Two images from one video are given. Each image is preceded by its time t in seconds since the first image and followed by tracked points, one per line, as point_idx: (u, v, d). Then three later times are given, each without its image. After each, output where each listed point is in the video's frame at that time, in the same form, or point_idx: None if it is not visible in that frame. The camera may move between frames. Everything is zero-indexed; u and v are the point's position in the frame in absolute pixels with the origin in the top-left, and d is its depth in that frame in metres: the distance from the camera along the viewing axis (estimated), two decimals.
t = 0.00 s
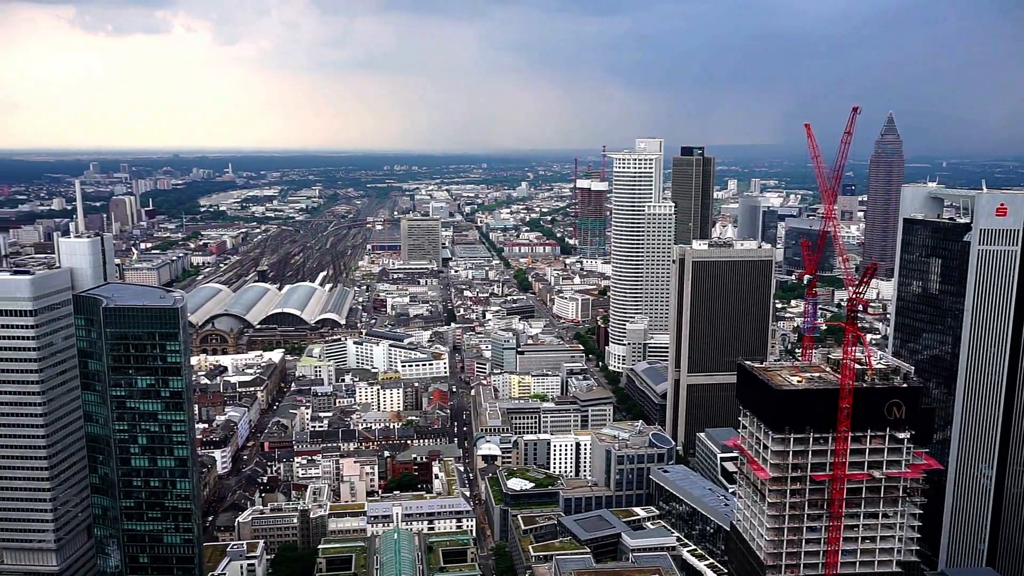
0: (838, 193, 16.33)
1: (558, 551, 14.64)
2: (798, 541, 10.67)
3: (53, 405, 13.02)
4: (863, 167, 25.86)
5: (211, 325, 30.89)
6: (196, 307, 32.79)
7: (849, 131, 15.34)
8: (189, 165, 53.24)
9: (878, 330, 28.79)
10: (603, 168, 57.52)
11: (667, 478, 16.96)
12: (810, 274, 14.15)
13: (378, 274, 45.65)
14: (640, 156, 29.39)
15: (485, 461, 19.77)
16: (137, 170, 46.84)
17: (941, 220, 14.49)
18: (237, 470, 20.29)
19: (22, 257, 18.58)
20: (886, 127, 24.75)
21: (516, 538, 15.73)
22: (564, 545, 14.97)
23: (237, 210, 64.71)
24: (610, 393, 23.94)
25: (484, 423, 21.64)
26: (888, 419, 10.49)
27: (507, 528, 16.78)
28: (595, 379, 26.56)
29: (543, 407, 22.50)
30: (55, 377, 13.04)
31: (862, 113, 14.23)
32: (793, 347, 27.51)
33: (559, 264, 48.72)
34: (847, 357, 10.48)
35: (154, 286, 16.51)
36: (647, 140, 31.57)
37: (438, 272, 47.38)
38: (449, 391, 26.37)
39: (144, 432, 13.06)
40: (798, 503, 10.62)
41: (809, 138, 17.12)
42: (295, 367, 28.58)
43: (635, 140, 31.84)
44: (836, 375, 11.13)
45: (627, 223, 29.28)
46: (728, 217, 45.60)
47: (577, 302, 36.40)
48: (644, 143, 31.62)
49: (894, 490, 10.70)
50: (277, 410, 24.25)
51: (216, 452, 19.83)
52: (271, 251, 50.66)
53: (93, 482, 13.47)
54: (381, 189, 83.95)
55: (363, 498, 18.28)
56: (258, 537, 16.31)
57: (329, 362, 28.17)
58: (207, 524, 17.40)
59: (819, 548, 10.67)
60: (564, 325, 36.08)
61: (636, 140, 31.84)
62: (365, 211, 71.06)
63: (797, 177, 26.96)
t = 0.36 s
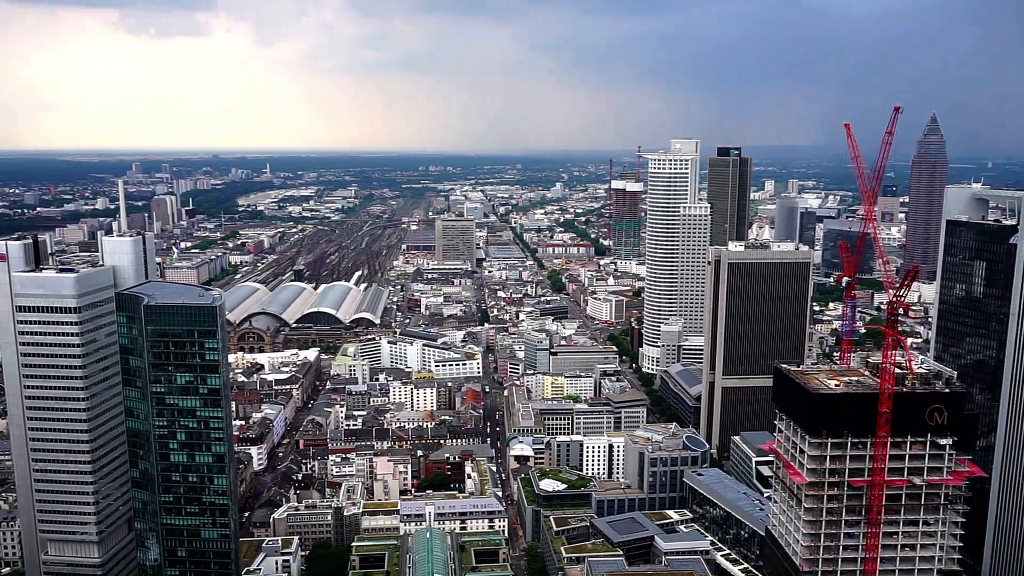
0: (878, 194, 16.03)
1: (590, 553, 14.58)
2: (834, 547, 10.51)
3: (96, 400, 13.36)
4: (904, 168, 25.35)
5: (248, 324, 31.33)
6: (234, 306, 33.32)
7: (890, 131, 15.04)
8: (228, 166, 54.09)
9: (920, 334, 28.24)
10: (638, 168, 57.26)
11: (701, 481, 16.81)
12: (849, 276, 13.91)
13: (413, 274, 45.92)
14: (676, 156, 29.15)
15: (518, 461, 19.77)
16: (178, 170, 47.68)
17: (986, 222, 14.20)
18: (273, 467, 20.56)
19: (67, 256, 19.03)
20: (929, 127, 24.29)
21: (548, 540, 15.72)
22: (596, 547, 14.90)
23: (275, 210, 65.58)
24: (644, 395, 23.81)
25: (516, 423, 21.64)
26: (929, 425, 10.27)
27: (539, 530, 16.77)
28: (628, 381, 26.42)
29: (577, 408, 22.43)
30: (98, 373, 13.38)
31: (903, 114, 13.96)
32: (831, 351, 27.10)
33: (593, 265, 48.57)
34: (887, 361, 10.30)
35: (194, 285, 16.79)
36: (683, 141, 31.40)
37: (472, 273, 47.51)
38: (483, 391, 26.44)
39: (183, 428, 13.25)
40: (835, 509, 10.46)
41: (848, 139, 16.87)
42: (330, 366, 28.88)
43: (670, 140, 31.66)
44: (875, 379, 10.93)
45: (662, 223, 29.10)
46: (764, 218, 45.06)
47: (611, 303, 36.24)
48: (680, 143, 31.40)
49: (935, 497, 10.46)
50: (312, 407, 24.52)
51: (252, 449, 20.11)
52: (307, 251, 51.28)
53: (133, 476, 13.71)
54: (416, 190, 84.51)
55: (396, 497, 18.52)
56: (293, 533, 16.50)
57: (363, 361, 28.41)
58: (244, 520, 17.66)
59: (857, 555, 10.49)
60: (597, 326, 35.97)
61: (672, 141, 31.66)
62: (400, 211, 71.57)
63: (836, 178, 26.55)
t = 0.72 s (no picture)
0: (904, 196, 15.80)
1: (610, 555, 14.52)
2: (857, 553, 10.38)
3: (121, 397, 13.53)
4: (930, 170, 24.96)
5: (271, 323, 31.58)
6: (257, 305, 33.61)
7: (917, 132, 14.83)
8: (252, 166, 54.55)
9: (946, 338, 27.85)
10: (660, 170, 57.03)
11: (721, 484, 16.69)
12: (873, 279, 13.75)
13: (434, 274, 46.06)
14: (699, 158, 29.56)
15: (538, 462, 19.75)
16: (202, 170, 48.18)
17: (1014, 225, 14.00)
18: (295, 465, 20.70)
19: (94, 255, 19.28)
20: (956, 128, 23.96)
21: (567, 541, 15.69)
22: (616, 549, 14.85)
23: (298, 210, 66.05)
24: (665, 397, 23.69)
25: (537, 424, 21.62)
26: (954, 431, 10.12)
27: (559, 531, 16.74)
28: (649, 382, 26.28)
29: (597, 410, 22.38)
30: (123, 370, 13.56)
31: (929, 113, 13.77)
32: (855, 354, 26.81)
33: (615, 267, 48.40)
34: (911, 366, 10.16)
35: (217, 283, 16.92)
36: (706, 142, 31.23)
37: (494, 273, 47.55)
38: (503, 392, 26.44)
39: (206, 425, 13.25)
40: (858, 514, 10.34)
41: (873, 139, 16.65)
42: (352, 365, 29.03)
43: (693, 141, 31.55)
44: (900, 383, 10.78)
45: (684, 224, 29.12)
46: (788, 220, 44.67)
47: (633, 305, 36.09)
48: (703, 144, 31.25)
49: (961, 503, 10.30)
50: (333, 406, 24.66)
51: (274, 447, 20.27)
52: (329, 251, 51.57)
53: (156, 472, 13.81)
54: (437, 191, 84.75)
55: (416, 497, 18.57)
56: (313, 531, 16.59)
57: (384, 361, 28.53)
58: (265, 517, 17.81)
59: (880, 561, 10.35)
60: (618, 327, 35.84)
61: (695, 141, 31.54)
62: (422, 211, 71.86)
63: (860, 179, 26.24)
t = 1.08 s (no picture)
0: (939, 197, 15.50)
1: (637, 558, 14.44)
2: (889, 560, 10.19)
3: (153, 395, 13.73)
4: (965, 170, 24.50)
5: (301, 322, 31.89)
6: (287, 305, 33.95)
7: (952, 132, 14.55)
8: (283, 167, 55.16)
9: (983, 342, 27.30)
10: (689, 171, 56.62)
11: (751, 488, 16.50)
12: (906, 282, 13.52)
13: (462, 274, 46.17)
14: (729, 159, 29.15)
15: (565, 464, 19.71)
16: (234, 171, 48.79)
17: None
18: (323, 464, 20.85)
19: (128, 255, 19.61)
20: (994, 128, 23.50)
21: (595, 543, 15.62)
22: (643, 552, 14.75)
23: (328, 211, 66.63)
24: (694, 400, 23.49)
25: (564, 425, 21.56)
26: (990, 437, 9.90)
27: (585, 533, 16.67)
28: (677, 385, 26.08)
29: (625, 412, 22.29)
30: (155, 368, 13.77)
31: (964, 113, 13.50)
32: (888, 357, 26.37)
33: (643, 268, 48.16)
34: (946, 370, 9.96)
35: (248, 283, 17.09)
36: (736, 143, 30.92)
37: (522, 274, 47.55)
38: (531, 393, 26.42)
39: (236, 423, 13.30)
40: (890, 521, 10.16)
41: (908, 140, 16.36)
42: (380, 365, 29.21)
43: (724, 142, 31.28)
44: (933, 388, 10.57)
45: (714, 226, 28.88)
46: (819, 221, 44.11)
47: (661, 306, 35.88)
48: (733, 144, 30.98)
49: (996, 511, 10.09)
50: (361, 406, 24.82)
51: (303, 446, 20.46)
52: (358, 252, 51.92)
53: (188, 469, 13.93)
54: (466, 192, 84.97)
55: (444, 497, 18.55)
56: (341, 530, 16.70)
57: (413, 361, 28.65)
58: (294, 515, 17.96)
59: (912, 568, 10.17)
60: (646, 329, 35.65)
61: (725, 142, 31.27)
62: (450, 212, 72.11)
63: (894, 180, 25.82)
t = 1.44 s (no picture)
0: (977, 199, 15.22)
1: (666, 561, 14.35)
2: (924, 567, 10.01)
3: (187, 392, 13.95)
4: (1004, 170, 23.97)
5: (332, 321, 32.20)
6: (318, 304, 34.34)
7: (992, 132, 14.23)
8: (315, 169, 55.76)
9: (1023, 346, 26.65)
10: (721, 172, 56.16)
11: (782, 493, 16.32)
12: (943, 285, 13.28)
13: (492, 275, 46.28)
14: (761, 160, 29.34)
15: (594, 466, 19.64)
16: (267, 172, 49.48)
17: None
18: (353, 462, 21.02)
19: (164, 255, 19.96)
20: None
21: (623, 545, 15.56)
22: (672, 555, 14.66)
23: (359, 211, 67.24)
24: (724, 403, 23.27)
25: (593, 427, 21.50)
26: None
27: (614, 535, 16.61)
28: (708, 388, 25.83)
29: (655, 414, 22.16)
30: (190, 366, 14.00)
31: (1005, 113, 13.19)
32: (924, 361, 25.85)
33: (674, 270, 47.86)
34: (984, 376, 9.76)
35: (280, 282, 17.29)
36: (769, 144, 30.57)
37: (551, 275, 47.53)
38: (560, 394, 26.38)
39: (268, 421, 13.42)
40: (925, 528, 9.98)
41: (945, 140, 16.06)
42: (410, 365, 29.40)
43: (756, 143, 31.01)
44: (971, 393, 10.35)
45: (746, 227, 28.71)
46: (854, 223, 43.45)
47: (692, 308, 35.65)
48: (766, 145, 30.69)
49: None
50: (391, 405, 25.00)
51: (333, 444, 20.66)
52: (389, 253, 52.31)
53: (220, 466, 14.09)
54: (496, 193, 85.18)
55: (472, 497, 18.62)
56: (371, 528, 16.81)
57: (442, 361, 28.79)
58: (324, 513, 18.12)
59: None
60: (676, 331, 35.43)
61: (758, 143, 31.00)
62: (480, 213, 72.26)
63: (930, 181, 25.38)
